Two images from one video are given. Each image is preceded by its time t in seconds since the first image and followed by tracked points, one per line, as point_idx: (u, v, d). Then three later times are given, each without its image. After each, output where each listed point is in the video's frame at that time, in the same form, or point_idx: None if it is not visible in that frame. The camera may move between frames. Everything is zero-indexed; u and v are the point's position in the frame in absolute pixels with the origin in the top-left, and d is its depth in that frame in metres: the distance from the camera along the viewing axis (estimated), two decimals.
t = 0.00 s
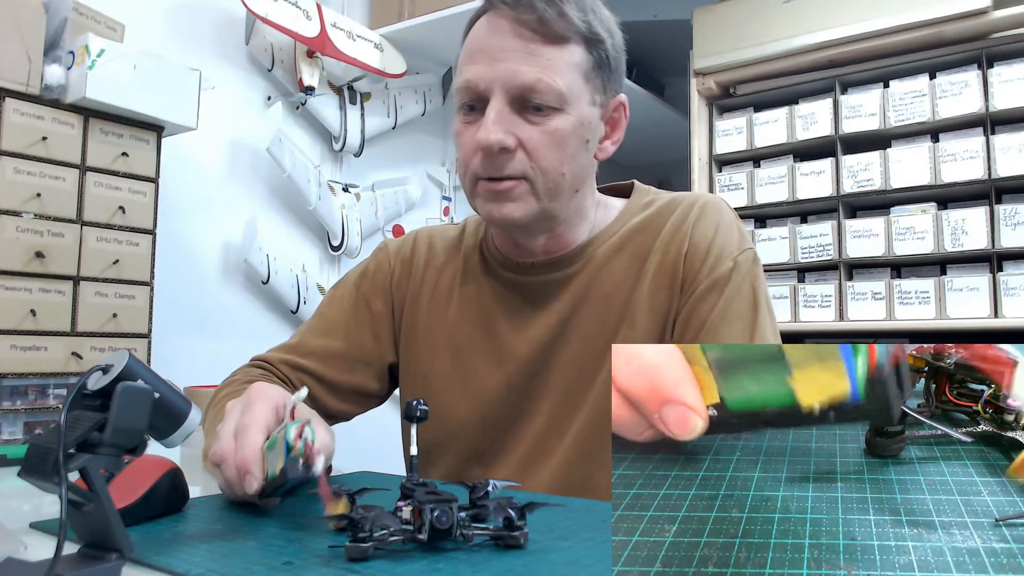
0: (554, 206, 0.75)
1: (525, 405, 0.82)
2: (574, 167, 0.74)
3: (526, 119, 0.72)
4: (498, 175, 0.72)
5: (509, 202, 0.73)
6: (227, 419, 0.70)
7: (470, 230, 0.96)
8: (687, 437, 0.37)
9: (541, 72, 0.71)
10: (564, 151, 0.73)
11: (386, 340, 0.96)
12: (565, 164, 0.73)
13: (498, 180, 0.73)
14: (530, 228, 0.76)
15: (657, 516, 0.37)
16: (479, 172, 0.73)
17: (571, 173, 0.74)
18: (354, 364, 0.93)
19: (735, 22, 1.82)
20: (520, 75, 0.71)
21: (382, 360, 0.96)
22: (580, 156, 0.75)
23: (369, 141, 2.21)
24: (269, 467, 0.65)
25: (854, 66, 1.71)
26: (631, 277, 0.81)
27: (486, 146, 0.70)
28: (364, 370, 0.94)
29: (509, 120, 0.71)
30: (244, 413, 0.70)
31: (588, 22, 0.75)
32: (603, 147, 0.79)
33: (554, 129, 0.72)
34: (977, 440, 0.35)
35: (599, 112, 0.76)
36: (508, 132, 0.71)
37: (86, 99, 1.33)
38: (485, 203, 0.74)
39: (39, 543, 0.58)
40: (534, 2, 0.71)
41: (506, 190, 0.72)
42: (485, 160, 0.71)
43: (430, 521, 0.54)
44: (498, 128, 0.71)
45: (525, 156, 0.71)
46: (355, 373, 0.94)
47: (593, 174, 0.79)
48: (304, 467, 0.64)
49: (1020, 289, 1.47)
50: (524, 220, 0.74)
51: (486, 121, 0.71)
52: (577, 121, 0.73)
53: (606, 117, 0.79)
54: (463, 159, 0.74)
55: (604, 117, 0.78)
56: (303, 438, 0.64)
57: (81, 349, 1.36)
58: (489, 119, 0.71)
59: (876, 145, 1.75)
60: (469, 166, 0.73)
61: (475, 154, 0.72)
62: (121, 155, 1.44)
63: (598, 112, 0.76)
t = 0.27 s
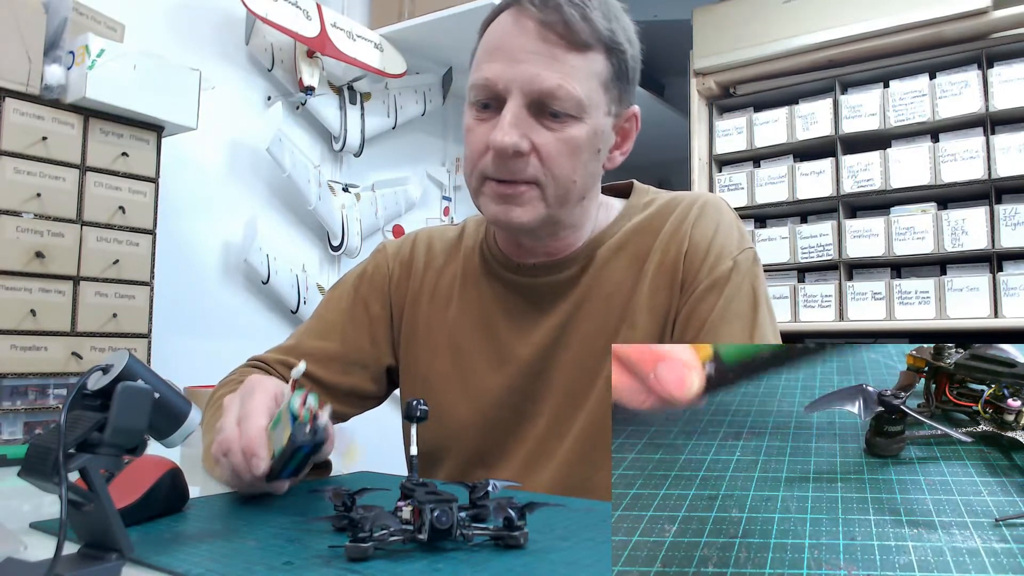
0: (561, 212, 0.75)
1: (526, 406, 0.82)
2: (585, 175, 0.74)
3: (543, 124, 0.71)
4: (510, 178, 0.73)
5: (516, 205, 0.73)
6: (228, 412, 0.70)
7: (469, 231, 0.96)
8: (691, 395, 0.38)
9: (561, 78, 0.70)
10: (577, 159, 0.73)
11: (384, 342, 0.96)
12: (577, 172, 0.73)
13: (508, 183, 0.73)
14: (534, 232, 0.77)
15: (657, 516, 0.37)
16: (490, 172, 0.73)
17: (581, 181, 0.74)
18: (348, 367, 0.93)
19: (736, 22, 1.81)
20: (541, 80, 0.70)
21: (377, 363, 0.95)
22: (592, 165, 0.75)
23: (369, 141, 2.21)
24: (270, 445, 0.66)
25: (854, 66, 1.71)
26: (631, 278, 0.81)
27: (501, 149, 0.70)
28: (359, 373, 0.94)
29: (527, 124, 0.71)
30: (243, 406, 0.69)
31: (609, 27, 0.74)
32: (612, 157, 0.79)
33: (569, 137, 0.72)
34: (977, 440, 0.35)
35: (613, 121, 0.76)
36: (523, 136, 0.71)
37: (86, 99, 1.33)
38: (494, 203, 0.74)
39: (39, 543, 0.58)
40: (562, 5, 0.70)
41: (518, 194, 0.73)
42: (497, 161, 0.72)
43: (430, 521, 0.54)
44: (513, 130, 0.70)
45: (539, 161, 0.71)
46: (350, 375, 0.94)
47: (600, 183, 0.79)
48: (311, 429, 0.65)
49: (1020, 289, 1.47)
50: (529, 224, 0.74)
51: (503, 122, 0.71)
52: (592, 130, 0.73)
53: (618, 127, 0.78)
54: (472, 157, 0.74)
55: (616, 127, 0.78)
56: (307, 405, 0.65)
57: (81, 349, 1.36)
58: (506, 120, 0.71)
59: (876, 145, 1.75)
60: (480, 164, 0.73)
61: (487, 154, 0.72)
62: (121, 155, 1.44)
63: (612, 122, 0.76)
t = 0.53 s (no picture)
0: (565, 217, 0.75)
1: (527, 407, 0.82)
2: (590, 181, 0.75)
3: (550, 128, 0.71)
4: (515, 181, 0.73)
5: (519, 209, 0.73)
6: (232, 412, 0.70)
7: (469, 231, 0.96)
8: (696, 386, 0.38)
9: (571, 83, 0.70)
10: (584, 164, 0.73)
11: (383, 342, 0.96)
12: (582, 178, 0.74)
13: (513, 185, 0.73)
14: (539, 236, 0.77)
15: (657, 516, 0.37)
16: (496, 173, 0.73)
17: (586, 187, 0.75)
18: (345, 368, 0.93)
19: (736, 22, 1.81)
20: (552, 83, 0.70)
21: (377, 363, 0.95)
22: (597, 169, 0.75)
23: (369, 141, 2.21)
24: (280, 441, 0.62)
25: (854, 66, 1.70)
26: (631, 277, 0.81)
27: (509, 153, 0.70)
28: (358, 373, 0.94)
29: (535, 129, 0.71)
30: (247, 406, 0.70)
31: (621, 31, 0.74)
32: (617, 161, 0.79)
33: (577, 142, 0.72)
34: (978, 440, 0.35)
35: (620, 126, 0.76)
36: (531, 140, 0.70)
37: (86, 99, 1.33)
38: (498, 207, 0.74)
39: (39, 543, 0.58)
40: (575, 7, 0.70)
41: (525, 197, 0.73)
42: (503, 165, 0.71)
43: (430, 521, 0.54)
44: (519, 133, 0.70)
45: (545, 166, 0.72)
46: (348, 377, 0.94)
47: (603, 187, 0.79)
48: (319, 428, 0.56)
49: (1020, 289, 1.47)
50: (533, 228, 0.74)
51: (511, 125, 0.71)
52: (600, 135, 0.73)
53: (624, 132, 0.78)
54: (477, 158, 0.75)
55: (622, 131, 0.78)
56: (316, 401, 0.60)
57: (81, 349, 1.36)
58: (515, 124, 0.70)
59: (876, 145, 1.75)
60: (486, 164, 0.73)
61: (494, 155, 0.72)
62: (121, 155, 1.44)
63: (619, 127, 0.76)
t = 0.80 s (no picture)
0: (563, 217, 0.75)
1: (526, 407, 0.82)
2: (587, 181, 0.74)
3: (548, 128, 0.71)
4: (513, 182, 0.73)
5: (518, 210, 0.73)
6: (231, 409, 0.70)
7: (468, 231, 0.96)
8: (693, 387, 0.38)
9: (568, 83, 0.70)
10: (581, 165, 0.73)
11: (383, 342, 0.96)
12: (581, 177, 0.74)
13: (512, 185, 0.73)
14: (538, 237, 0.77)
15: (657, 516, 0.37)
16: (494, 176, 0.73)
17: (583, 187, 0.74)
18: (345, 368, 0.93)
19: (736, 22, 1.81)
20: (548, 83, 0.70)
21: (377, 363, 0.95)
22: (595, 169, 0.75)
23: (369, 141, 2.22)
24: (280, 437, 0.62)
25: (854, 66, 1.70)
26: (631, 277, 0.81)
27: (507, 153, 0.70)
28: (358, 373, 0.94)
29: (532, 129, 0.71)
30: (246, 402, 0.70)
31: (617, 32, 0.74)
32: (615, 160, 0.79)
33: (574, 142, 0.72)
34: (978, 440, 0.35)
35: (617, 126, 0.76)
36: (528, 141, 0.71)
37: (86, 99, 1.33)
38: (496, 208, 0.74)
39: (39, 543, 0.58)
40: (570, 7, 0.70)
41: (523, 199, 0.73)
42: (501, 166, 0.72)
43: (430, 521, 0.54)
44: (518, 134, 0.70)
45: (543, 166, 0.72)
46: (348, 376, 0.94)
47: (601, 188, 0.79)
48: (320, 428, 0.56)
49: (1020, 289, 1.47)
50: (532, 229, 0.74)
51: (508, 126, 0.71)
52: (597, 134, 0.73)
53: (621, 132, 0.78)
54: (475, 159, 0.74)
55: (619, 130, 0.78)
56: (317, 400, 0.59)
57: (81, 349, 1.36)
58: (512, 124, 0.71)
59: (876, 144, 1.75)
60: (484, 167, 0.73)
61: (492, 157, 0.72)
62: (121, 155, 1.44)
63: (616, 127, 0.76)
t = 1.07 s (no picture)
0: (564, 216, 0.75)
1: (526, 407, 0.82)
2: (586, 180, 0.74)
3: (546, 128, 0.71)
4: (512, 183, 0.72)
5: (518, 210, 0.73)
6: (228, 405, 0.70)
7: (468, 232, 0.96)
8: (670, 388, 0.38)
9: (564, 82, 0.70)
10: (580, 163, 0.73)
11: (383, 343, 0.96)
12: (580, 176, 0.74)
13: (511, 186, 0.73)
14: (539, 237, 0.77)
15: (657, 516, 0.37)
16: (492, 178, 0.73)
17: (583, 186, 0.74)
18: (345, 368, 0.93)
19: (736, 22, 1.81)
20: (545, 83, 0.70)
21: (377, 363, 0.95)
22: (593, 167, 0.75)
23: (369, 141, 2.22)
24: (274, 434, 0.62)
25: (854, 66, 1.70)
26: (630, 277, 0.81)
27: (505, 155, 0.70)
28: (358, 373, 0.94)
29: (530, 130, 0.71)
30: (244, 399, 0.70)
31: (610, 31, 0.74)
32: (613, 157, 0.79)
33: (572, 140, 0.72)
34: (978, 440, 0.35)
35: (614, 123, 0.76)
36: (527, 142, 0.71)
37: (86, 99, 1.33)
38: (495, 209, 0.74)
39: (39, 543, 0.58)
40: (564, 7, 0.70)
41: (520, 199, 0.73)
42: (500, 167, 0.71)
43: (430, 521, 0.54)
44: (516, 135, 0.70)
45: (542, 166, 0.72)
46: (348, 376, 0.93)
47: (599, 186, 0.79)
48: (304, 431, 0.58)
49: (1020, 289, 1.47)
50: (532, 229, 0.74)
51: (507, 127, 0.71)
52: (595, 132, 0.73)
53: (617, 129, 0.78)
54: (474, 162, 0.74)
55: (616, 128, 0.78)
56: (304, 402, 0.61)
57: (81, 349, 1.36)
58: (510, 125, 0.71)
59: (876, 144, 1.75)
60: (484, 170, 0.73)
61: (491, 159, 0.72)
62: (121, 155, 1.44)
63: (613, 124, 0.76)
